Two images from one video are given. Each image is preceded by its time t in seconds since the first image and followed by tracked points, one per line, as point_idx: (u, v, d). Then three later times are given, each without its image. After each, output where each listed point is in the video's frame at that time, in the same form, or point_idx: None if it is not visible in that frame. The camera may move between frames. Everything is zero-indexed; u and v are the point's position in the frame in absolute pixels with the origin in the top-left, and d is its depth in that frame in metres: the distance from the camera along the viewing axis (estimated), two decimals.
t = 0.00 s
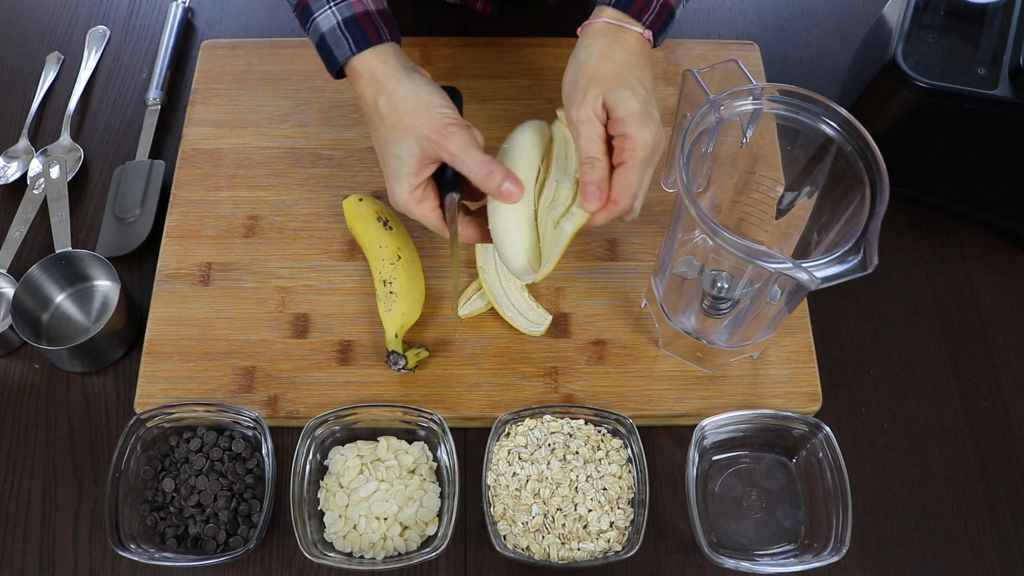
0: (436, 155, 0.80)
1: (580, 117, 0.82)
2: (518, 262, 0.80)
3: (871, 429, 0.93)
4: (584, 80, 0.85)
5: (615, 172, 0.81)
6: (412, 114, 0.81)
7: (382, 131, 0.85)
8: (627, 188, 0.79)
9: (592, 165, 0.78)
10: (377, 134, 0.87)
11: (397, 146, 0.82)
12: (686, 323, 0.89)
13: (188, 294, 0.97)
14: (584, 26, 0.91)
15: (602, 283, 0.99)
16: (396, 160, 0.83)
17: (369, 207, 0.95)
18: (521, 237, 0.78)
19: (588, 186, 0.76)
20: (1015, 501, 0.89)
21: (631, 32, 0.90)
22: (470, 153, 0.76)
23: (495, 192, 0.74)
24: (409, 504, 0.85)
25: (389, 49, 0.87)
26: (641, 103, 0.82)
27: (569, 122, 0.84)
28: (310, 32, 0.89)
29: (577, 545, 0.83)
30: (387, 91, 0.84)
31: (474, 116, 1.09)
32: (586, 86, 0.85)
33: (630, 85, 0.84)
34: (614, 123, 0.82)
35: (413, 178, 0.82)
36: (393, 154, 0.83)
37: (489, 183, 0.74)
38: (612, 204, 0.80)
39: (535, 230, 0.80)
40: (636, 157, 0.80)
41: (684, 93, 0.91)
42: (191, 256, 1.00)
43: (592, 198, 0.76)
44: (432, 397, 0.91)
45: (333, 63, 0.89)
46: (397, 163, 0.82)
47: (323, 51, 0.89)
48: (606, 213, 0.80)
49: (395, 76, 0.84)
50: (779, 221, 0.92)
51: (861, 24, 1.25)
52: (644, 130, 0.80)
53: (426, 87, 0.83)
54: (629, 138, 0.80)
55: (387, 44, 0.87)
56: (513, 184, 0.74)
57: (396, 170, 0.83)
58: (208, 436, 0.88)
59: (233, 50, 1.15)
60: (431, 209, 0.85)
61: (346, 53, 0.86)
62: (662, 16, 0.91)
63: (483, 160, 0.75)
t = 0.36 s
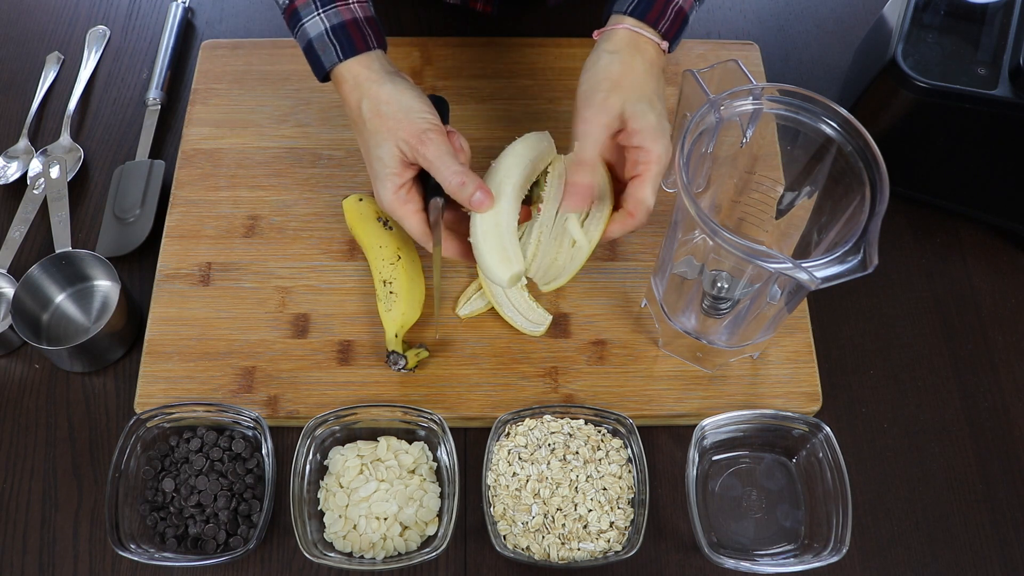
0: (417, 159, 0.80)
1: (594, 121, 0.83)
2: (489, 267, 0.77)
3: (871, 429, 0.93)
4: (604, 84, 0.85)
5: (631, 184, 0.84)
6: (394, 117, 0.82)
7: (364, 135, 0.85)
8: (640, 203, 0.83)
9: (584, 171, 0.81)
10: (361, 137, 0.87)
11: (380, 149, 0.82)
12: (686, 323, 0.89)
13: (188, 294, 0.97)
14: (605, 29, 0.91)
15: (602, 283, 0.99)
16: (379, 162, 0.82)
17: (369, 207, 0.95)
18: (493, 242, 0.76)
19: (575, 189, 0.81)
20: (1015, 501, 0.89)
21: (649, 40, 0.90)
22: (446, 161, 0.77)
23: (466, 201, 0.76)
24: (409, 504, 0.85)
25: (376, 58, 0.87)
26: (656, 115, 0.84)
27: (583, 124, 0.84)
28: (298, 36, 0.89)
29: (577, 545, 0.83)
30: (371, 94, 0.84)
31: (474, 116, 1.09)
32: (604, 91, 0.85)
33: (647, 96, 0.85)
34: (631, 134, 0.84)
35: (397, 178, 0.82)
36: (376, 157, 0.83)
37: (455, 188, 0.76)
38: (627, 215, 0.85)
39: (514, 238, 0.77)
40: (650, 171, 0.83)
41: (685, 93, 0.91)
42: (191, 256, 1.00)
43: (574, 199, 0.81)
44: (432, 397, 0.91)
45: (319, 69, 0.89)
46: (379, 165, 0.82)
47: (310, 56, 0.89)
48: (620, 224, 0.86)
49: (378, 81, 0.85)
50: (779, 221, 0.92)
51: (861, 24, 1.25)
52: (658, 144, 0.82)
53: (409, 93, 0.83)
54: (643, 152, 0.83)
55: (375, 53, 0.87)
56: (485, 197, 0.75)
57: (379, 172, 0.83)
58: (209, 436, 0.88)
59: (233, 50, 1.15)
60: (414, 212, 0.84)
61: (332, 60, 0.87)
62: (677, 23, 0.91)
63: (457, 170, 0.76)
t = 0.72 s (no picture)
0: (375, 156, 0.80)
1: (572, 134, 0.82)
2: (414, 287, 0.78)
3: (871, 429, 0.93)
4: (577, 95, 0.84)
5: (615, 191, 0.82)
6: (369, 108, 0.81)
7: (329, 114, 0.83)
8: (627, 207, 0.80)
9: (579, 184, 0.84)
10: (322, 116, 0.84)
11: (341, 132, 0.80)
12: (686, 323, 0.89)
13: (188, 294, 0.97)
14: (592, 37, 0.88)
15: (602, 283, 0.99)
16: (335, 144, 0.80)
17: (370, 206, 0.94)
18: (424, 263, 0.77)
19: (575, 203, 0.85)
20: (1015, 501, 0.89)
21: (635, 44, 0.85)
22: (408, 170, 0.78)
23: (411, 214, 0.77)
24: (409, 504, 0.85)
25: (357, 38, 0.87)
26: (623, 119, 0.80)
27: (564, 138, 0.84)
28: (282, 13, 0.88)
29: (577, 545, 0.83)
30: (352, 79, 0.83)
31: (474, 116, 1.09)
32: (576, 104, 0.84)
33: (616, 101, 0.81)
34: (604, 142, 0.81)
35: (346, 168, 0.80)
36: (334, 136, 0.81)
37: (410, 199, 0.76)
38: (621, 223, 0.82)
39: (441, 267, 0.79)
40: (624, 174, 0.79)
41: (685, 93, 0.91)
42: (191, 255, 1.00)
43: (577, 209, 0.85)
44: (432, 397, 0.91)
45: (298, 45, 0.87)
46: (334, 147, 0.80)
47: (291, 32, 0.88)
48: (616, 233, 0.82)
49: (360, 69, 0.84)
50: (779, 221, 0.92)
51: (861, 24, 1.25)
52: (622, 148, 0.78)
53: (390, 93, 0.83)
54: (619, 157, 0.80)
55: (355, 33, 0.87)
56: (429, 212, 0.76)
57: (331, 154, 0.80)
58: (208, 436, 0.88)
59: (233, 50, 1.15)
60: (348, 206, 0.81)
61: (314, 36, 0.85)
62: (667, 22, 0.86)
63: (417, 182, 0.77)
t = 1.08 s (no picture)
0: (364, 154, 0.81)
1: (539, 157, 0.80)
2: (406, 283, 0.79)
3: (871, 429, 0.93)
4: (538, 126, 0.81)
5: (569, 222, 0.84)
6: (358, 106, 0.81)
7: (319, 113, 0.84)
8: (585, 240, 0.83)
9: (529, 211, 0.80)
10: (313, 114, 0.85)
11: (331, 131, 0.81)
12: (686, 323, 0.89)
13: (188, 294, 0.97)
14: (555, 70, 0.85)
15: (602, 283, 0.99)
16: (325, 143, 0.82)
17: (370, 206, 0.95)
18: (417, 256, 0.79)
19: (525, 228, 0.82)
20: (1015, 501, 0.89)
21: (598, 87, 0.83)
22: (395, 165, 0.78)
23: (402, 211, 0.77)
24: (409, 504, 0.85)
25: (351, 36, 0.86)
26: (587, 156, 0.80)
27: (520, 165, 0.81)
28: (275, 11, 0.86)
29: (577, 545, 0.83)
30: (341, 76, 0.83)
31: (474, 116, 1.09)
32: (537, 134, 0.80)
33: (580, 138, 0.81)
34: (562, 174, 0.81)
35: (335, 167, 0.82)
36: (324, 136, 0.82)
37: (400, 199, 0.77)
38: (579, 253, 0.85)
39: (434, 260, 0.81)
40: (584, 210, 0.81)
41: (685, 93, 0.91)
42: (191, 256, 1.00)
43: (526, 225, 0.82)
44: (432, 397, 0.91)
45: (291, 44, 0.86)
46: (323, 146, 0.82)
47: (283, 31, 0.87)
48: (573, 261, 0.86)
49: (352, 68, 0.84)
50: (779, 221, 0.92)
51: (861, 24, 1.25)
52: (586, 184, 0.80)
53: (380, 90, 0.83)
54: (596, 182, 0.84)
55: (348, 31, 0.86)
56: (421, 209, 0.77)
57: (320, 153, 0.82)
58: (208, 436, 0.88)
59: (233, 50, 1.15)
60: (338, 205, 0.82)
61: (307, 35, 0.84)
62: (631, 61, 0.84)
63: (405, 178, 0.77)
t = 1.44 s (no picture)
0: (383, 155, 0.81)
1: (561, 99, 0.80)
2: (436, 271, 0.80)
3: (871, 429, 0.93)
4: (567, 71, 0.82)
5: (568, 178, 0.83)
6: (365, 108, 0.82)
7: (341, 122, 0.86)
8: (576, 196, 0.81)
9: (539, 147, 0.77)
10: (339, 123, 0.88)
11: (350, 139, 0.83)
12: (686, 323, 0.89)
13: (188, 294, 0.97)
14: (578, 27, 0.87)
15: (603, 283, 0.99)
16: (349, 153, 0.84)
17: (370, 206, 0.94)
18: (445, 243, 0.79)
19: (531, 166, 0.77)
20: (1015, 501, 0.89)
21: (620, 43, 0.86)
22: (409, 159, 0.77)
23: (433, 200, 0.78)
24: (409, 504, 0.85)
25: (361, 42, 0.86)
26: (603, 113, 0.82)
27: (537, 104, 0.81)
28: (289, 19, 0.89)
29: (577, 545, 0.83)
30: (349, 82, 0.84)
31: (475, 116, 1.09)
32: (564, 77, 0.82)
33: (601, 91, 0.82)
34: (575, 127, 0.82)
35: (361, 173, 0.84)
36: (347, 146, 0.84)
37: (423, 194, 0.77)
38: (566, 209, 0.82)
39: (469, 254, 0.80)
40: (587, 165, 0.81)
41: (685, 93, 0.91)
42: (191, 256, 1.00)
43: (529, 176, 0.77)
44: (432, 397, 0.91)
45: (306, 53, 0.89)
46: (348, 155, 0.84)
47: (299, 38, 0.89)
48: (556, 216, 0.83)
49: (359, 69, 0.84)
50: (779, 221, 0.92)
51: (861, 24, 1.25)
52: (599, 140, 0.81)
53: (388, 84, 0.82)
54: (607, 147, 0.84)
55: (360, 37, 0.86)
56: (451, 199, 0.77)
57: (348, 162, 0.84)
58: (208, 436, 0.88)
59: (233, 50, 1.15)
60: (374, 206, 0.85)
61: (318, 44, 0.86)
62: (654, 27, 0.86)
63: (421, 172, 0.77)
